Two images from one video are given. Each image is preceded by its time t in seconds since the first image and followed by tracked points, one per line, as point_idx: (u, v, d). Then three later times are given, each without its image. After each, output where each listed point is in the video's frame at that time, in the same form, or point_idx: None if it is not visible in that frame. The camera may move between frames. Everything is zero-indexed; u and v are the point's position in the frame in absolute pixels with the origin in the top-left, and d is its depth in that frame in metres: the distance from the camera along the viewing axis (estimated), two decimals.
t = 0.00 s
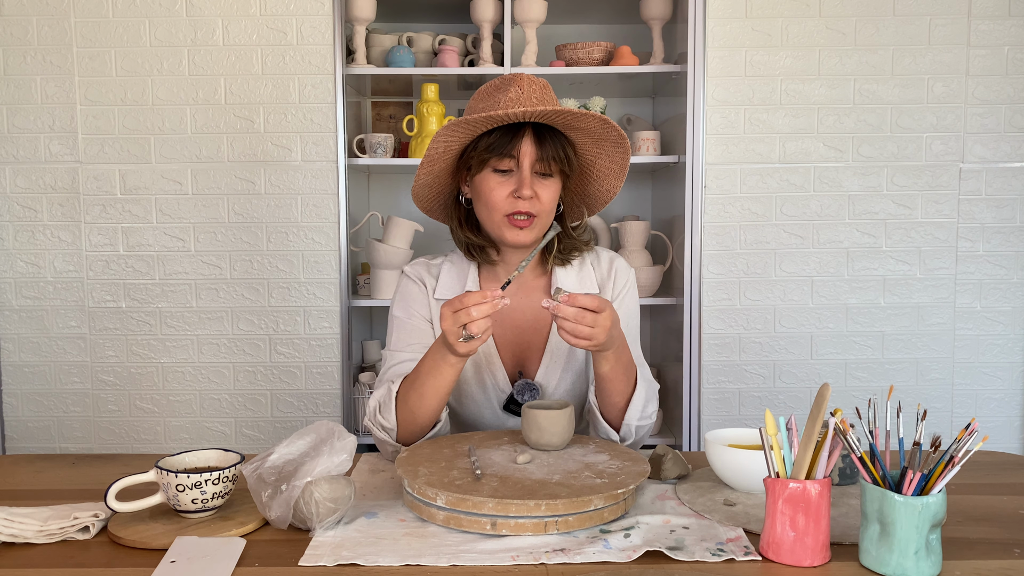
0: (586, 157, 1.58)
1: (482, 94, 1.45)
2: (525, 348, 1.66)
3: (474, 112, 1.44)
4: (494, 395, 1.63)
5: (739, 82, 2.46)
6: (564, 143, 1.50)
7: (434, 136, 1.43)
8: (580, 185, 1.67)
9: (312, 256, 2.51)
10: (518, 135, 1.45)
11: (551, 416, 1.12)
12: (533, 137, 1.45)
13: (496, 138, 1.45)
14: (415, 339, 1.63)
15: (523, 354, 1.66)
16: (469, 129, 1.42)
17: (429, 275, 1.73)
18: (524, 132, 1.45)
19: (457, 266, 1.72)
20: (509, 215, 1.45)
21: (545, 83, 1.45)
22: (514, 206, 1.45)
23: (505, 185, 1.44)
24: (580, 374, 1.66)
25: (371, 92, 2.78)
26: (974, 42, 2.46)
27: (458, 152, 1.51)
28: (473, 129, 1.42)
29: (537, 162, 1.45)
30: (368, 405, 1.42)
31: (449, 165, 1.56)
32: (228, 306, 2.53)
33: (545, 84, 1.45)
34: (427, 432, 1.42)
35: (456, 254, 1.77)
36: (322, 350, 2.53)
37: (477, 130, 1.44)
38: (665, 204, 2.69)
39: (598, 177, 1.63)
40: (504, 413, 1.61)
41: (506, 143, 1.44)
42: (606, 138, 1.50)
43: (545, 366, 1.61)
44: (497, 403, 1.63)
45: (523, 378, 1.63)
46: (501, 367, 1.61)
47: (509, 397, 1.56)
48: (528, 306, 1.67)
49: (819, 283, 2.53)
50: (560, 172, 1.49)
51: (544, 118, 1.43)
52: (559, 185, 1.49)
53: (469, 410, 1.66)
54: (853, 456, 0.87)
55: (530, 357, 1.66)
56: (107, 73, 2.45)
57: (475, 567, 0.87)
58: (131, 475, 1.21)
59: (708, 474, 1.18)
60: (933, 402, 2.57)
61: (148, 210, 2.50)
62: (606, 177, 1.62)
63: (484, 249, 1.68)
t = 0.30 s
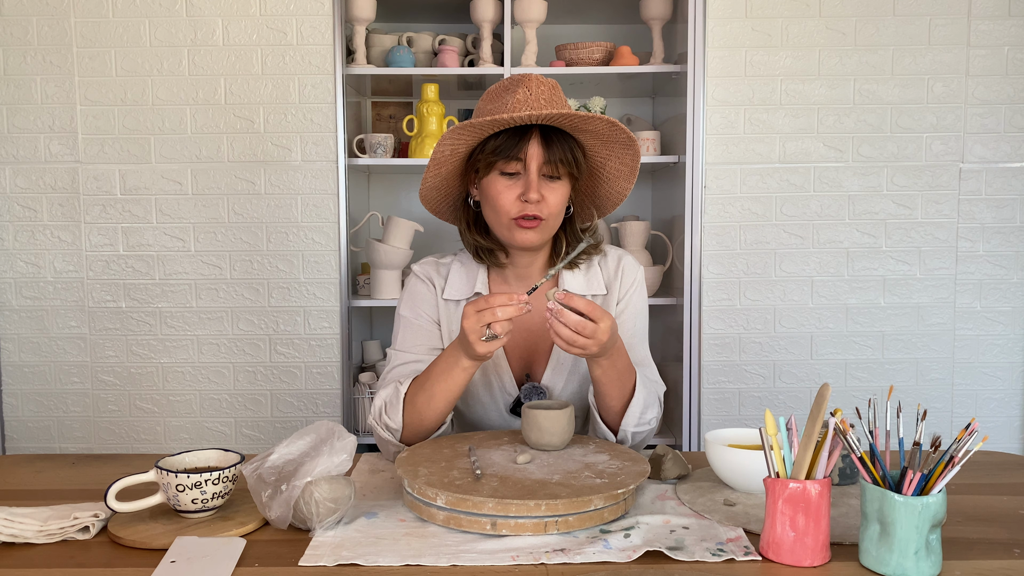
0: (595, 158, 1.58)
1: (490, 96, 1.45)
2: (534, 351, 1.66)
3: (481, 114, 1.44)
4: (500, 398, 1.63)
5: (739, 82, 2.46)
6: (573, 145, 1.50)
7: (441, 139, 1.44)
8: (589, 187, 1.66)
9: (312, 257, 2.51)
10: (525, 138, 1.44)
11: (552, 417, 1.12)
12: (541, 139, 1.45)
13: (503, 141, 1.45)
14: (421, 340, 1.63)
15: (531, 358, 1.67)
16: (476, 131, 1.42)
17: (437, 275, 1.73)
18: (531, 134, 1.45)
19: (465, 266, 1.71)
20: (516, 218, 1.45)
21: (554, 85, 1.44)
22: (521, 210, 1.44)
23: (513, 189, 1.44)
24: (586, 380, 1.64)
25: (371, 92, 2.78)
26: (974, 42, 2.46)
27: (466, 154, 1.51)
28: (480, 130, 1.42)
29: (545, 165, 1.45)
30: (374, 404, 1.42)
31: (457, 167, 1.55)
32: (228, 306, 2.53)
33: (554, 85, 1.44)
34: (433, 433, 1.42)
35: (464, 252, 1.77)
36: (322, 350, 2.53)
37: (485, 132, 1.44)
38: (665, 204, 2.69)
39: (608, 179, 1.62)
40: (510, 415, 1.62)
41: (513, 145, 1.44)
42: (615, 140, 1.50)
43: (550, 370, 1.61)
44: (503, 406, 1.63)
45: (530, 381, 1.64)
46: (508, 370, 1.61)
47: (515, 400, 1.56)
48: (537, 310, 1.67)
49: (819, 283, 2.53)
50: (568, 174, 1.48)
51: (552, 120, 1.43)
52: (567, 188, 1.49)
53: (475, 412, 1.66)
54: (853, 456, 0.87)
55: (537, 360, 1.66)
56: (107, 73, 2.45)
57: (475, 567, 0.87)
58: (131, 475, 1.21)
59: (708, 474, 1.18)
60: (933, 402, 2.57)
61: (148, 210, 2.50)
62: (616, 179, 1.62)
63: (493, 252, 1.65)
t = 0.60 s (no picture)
0: (595, 158, 1.58)
1: (490, 96, 1.45)
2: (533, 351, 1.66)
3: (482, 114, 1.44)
4: (500, 397, 1.63)
5: (739, 82, 2.46)
6: (573, 145, 1.49)
7: (441, 140, 1.44)
8: (589, 187, 1.66)
9: (312, 256, 2.51)
10: (525, 138, 1.44)
11: (552, 417, 1.12)
12: (541, 139, 1.45)
13: (503, 141, 1.45)
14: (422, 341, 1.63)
15: (531, 357, 1.67)
16: (476, 132, 1.42)
17: (437, 275, 1.73)
18: (531, 135, 1.45)
19: (465, 266, 1.71)
20: (516, 219, 1.45)
21: (554, 85, 1.44)
22: (521, 210, 1.44)
23: (513, 189, 1.44)
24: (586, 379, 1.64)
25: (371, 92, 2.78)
26: (974, 42, 2.46)
27: (465, 155, 1.51)
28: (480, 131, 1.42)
29: (545, 165, 1.45)
30: (376, 404, 1.42)
31: (457, 168, 1.55)
32: (228, 306, 2.53)
33: (554, 85, 1.44)
34: (434, 433, 1.42)
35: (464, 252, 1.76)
36: (322, 350, 2.53)
37: (484, 133, 1.44)
38: (665, 204, 2.69)
39: (608, 179, 1.62)
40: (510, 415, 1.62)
41: (513, 145, 1.44)
42: (615, 140, 1.50)
43: (550, 369, 1.61)
44: (503, 405, 1.63)
45: (530, 381, 1.64)
46: (508, 370, 1.61)
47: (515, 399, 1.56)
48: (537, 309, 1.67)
49: (819, 283, 2.53)
50: (568, 174, 1.48)
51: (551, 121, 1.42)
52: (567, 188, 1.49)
53: (475, 412, 1.66)
54: (853, 456, 0.87)
55: (537, 359, 1.66)
56: (107, 74, 2.45)
57: (475, 567, 0.87)
58: (131, 475, 1.21)
59: (708, 474, 1.18)
60: (933, 402, 2.57)
61: (148, 211, 2.50)
62: (616, 178, 1.62)
63: (493, 253, 1.65)
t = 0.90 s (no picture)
0: (592, 157, 1.58)
1: (487, 99, 1.45)
2: (533, 349, 1.67)
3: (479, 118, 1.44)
4: (500, 396, 1.62)
5: (739, 82, 2.46)
6: (571, 145, 1.49)
7: (439, 145, 1.43)
8: (587, 186, 1.66)
9: (312, 257, 2.51)
10: (523, 140, 1.44)
11: (551, 416, 1.12)
12: (538, 140, 1.45)
13: (501, 143, 1.45)
14: (421, 340, 1.63)
15: (531, 356, 1.66)
16: (474, 136, 1.42)
17: (437, 275, 1.73)
18: (529, 136, 1.45)
19: (465, 266, 1.71)
20: (517, 220, 1.45)
21: (549, 85, 1.44)
22: (522, 211, 1.45)
23: (512, 190, 1.44)
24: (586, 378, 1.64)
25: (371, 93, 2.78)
26: (974, 42, 2.46)
27: (464, 158, 1.51)
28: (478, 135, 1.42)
29: (543, 166, 1.45)
30: (374, 401, 1.43)
31: (456, 171, 1.55)
32: (228, 306, 2.53)
33: (549, 85, 1.44)
34: (429, 431, 1.42)
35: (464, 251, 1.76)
36: (321, 350, 2.53)
37: (482, 136, 1.44)
38: (665, 204, 2.69)
39: (606, 177, 1.62)
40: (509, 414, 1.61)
41: (512, 147, 1.44)
42: (613, 139, 1.50)
43: (550, 368, 1.61)
44: (503, 404, 1.63)
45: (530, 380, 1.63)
46: (507, 368, 1.61)
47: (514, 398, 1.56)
48: (536, 308, 1.68)
49: (819, 283, 2.53)
50: (567, 174, 1.48)
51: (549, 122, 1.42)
52: (566, 188, 1.49)
53: (474, 411, 1.66)
54: (853, 456, 0.86)
55: (537, 357, 1.66)
56: (107, 74, 2.45)
57: (475, 567, 0.87)
58: (131, 475, 1.21)
59: (708, 474, 1.18)
60: (933, 402, 2.56)
61: (148, 211, 2.50)
62: (614, 177, 1.61)
63: (493, 253, 1.65)
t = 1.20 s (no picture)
0: (588, 154, 1.58)
1: (482, 99, 1.45)
2: (532, 350, 1.66)
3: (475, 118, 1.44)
4: (501, 397, 1.62)
5: (739, 82, 2.46)
6: (567, 143, 1.49)
7: (435, 146, 1.43)
8: (585, 183, 1.66)
9: (312, 257, 2.51)
10: (518, 138, 1.44)
11: (551, 416, 1.12)
12: (534, 139, 1.45)
13: (497, 143, 1.45)
14: (421, 340, 1.63)
15: (530, 357, 1.66)
16: (470, 136, 1.42)
17: (437, 275, 1.73)
18: (524, 134, 1.45)
19: (465, 267, 1.71)
20: (515, 219, 1.45)
21: (544, 84, 1.44)
22: (520, 210, 1.45)
23: (510, 190, 1.44)
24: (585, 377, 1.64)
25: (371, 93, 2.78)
26: (974, 42, 2.46)
27: (461, 159, 1.51)
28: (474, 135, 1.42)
29: (540, 165, 1.45)
30: (374, 402, 1.43)
31: (453, 172, 1.55)
32: (228, 306, 2.53)
33: (544, 84, 1.44)
34: (429, 432, 1.42)
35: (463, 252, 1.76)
36: (321, 350, 2.53)
37: (479, 136, 1.44)
38: (665, 204, 2.69)
39: (604, 174, 1.62)
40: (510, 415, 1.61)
41: (508, 146, 1.44)
42: (608, 135, 1.50)
43: (551, 368, 1.61)
44: (503, 405, 1.63)
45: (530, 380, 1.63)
46: (507, 368, 1.62)
47: (515, 398, 1.56)
48: (536, 308, 1.67)
49: (819, 284, 2.53)
50: (564, 172, 1.48)
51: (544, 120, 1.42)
52: (564, 185, 1.49)
53: (475, 412, 1.66)
54: (853, 456, 0.86)
55: (536, 358, 1.66)
56: (107, 73, 2.45)
57: (475, 567, 0.87)
58: (131, 475, 1.21)
59: (708, 474, 1.18)
60: (933, 402, 2.56)
61: (148, 211, 2.50)
62: (612, 174, 1.61)
63: (493, 253, 1.65)
